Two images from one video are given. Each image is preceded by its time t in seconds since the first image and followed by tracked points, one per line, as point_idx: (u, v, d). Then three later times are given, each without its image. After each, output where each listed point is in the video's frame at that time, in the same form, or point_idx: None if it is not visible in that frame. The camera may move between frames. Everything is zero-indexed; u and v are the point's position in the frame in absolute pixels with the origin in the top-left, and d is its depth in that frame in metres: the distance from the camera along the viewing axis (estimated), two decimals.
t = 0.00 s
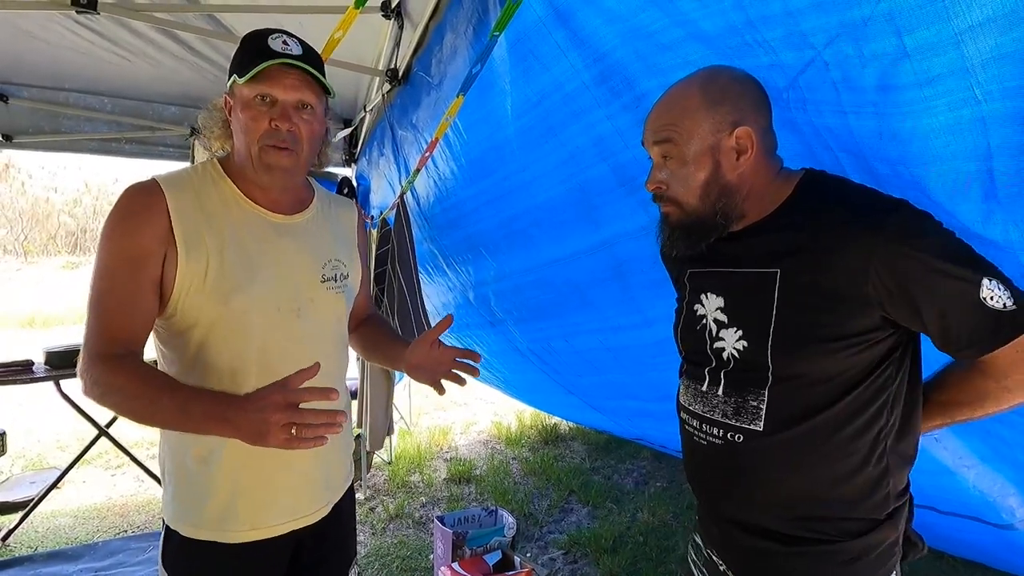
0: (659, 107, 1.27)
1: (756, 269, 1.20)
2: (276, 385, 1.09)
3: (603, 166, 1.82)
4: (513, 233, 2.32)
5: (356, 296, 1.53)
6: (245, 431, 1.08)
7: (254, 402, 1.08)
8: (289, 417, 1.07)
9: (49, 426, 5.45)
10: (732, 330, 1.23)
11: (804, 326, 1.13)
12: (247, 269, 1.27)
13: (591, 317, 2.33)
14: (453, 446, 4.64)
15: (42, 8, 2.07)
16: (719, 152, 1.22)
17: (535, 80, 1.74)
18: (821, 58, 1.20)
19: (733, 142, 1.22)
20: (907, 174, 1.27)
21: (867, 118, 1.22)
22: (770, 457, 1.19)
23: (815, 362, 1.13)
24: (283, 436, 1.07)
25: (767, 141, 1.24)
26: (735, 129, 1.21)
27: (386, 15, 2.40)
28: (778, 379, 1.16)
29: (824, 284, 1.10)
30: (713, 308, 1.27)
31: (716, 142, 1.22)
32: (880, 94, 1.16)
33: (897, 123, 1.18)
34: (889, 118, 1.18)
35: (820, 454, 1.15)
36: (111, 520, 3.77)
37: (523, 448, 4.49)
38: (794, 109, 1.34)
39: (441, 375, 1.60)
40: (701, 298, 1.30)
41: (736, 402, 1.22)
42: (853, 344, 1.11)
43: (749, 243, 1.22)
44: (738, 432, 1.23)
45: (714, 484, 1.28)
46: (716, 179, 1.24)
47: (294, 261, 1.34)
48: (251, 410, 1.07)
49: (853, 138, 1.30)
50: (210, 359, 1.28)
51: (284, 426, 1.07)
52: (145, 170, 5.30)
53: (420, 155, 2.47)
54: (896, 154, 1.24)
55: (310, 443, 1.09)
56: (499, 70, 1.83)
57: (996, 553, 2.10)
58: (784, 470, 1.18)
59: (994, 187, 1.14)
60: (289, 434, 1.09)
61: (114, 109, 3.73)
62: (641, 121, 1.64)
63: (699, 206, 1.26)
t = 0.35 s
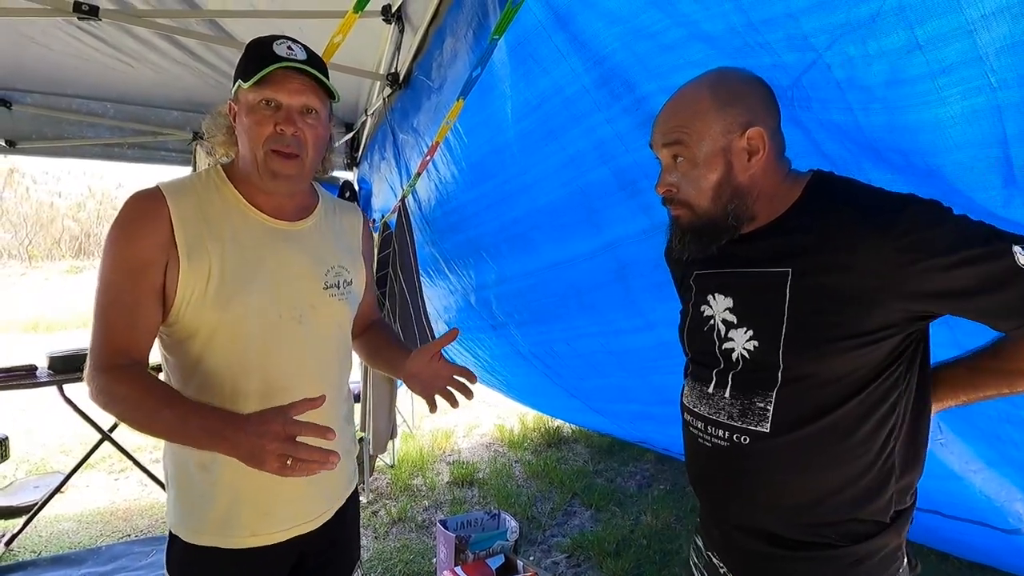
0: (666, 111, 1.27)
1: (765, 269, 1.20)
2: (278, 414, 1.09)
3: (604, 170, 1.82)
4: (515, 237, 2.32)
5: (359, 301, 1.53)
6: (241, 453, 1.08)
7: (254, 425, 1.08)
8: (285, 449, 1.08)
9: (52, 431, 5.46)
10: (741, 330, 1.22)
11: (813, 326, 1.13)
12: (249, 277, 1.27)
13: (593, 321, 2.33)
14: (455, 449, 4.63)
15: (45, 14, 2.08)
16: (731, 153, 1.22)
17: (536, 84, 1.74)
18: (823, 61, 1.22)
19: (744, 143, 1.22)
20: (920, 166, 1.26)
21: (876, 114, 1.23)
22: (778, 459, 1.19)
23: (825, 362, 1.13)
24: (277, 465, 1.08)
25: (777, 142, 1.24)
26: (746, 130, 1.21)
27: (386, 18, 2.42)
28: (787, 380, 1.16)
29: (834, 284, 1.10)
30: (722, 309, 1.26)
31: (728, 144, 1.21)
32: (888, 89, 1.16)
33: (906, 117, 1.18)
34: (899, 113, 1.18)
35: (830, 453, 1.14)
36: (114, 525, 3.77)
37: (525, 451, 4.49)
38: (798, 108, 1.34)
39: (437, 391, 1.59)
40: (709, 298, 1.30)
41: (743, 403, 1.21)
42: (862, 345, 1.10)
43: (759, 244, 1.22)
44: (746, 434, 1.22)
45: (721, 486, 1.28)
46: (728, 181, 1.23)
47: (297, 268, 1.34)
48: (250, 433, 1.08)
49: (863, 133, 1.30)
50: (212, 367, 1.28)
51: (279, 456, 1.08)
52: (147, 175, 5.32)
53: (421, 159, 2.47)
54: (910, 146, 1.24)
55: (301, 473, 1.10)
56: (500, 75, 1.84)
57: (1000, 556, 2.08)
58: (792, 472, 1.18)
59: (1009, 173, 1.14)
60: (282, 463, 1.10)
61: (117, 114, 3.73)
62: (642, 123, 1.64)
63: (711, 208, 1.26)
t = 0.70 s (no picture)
0: (677, 103, 1.26)
1: (772, 265, 1.19)
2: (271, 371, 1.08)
3: (608, 166, 1.81)
4: (517, 233, 2.32)
5: (360, 298, 1.52)
6: (240, 415, 1.07)
7: (251, 385, 1.07)
8: (283, 400, 1.06)
9: (58, 428, 5.48)
10: (746, 327, 1.22)
11: (819, 322, 1.12)
12: (250, 272, 1.27)
13: (595, 317, 2.32)
14: (459, 447, 4.64)
15: (47, 12, 2.08)
16: (742, 146, 1.21)
17: (539, 79, 1.74)
18: (839, 42, 1.19)
19: (755, 136, 1.21)
20: (924, 162, 1.26)
21: (885, 104, 1.21)
22: (782, 457, 1.18)
23: (831, 359, 1.12)
24: (278, 419, 1.06)
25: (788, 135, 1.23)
26: (757, 123, 1.20)
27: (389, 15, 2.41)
28: (792, 377, 1.15)
29: (841, 280, 1.09)
30: (727, 305, 1.26)
31: (739, 137, 1.21)
32: (898, 78, 1.15)
33: (916, 107, 1.17)
34: (907, 104, 1.17)
35: (833, 452, 1.14)
36: (118, 522, 3.78)
37: (529, 449, 4.49)
38: (809, 96, 1.33)
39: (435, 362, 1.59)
40: (715, 294, 1.29)
41: (747, 401, 1.21)
42: (868, 342, 1.10)
43: (768, 239, 1.21)
44: (750, 431, 1.21)
45: (726, 483, 1.27)
46: (739, 174, 1.22)
47: (299, 264, 1.34)
48: (247, 392, 1.07)
49: (871, 127, 1.29)
50: (213, 363, 1.27)
51: (279, 408, 1.06)
52: (151, 172, 5.33)
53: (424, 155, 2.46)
54: (915, 141, 1.23)
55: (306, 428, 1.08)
56: (502, 70, 1.83)
57: (1007, 555, 2.07)
58: (794, 470, 1.17)
59: (1013, 171, 1.12)
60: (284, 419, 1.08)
61: (119, 112, 3.74)
62: (647, 118, 1.63)
63: (721, 202, 1.24)
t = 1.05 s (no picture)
0: (682, 104, 1.26)
1: (772, 268, 1.19)
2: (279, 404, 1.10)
3: (610, 167, 1.81)
4: (519, 236, 2.32)
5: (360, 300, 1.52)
6: (241, 444, 1.08)
7: (258, 417, 1.09)
8: (288, 437, 1.07)
9: (58, 429, 5.48)
10: (746, 330, 1.22)
11: (819, 325, 1.13)
12: (251, 275, 1.28)
13: (596, 319, 2.32)
14: (459, 448, 4.63)
15: (50, 15, 2.09)
16: (743, 149, 1.21)
17: (540, 82, 1.74)
18: (842, 45, 1.19)
19: (756, 140, 1.21)
20: (921, 169, 1.26)
21: (884, 107, 1.21)
22: (782, 459, 1.18)
23: (831, 363, 1.12)
24: (278, 456, 1.07)
25: (789, 139, 1.23)
26: (759, 126, 1.21)
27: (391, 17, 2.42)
28: (792, 380, 1.16)
29: (841, 283, 1.10)
30: (728, 308, 1.26)
31: (741, 140, 1.21)
32: (899, 81, 1.15)
33: (914, 111, 1.17)
34: (907, 109, 1.18)
35: (833, 457, 1.14)
36: (119, 523, 3.79)
37: (529, 451, 4.49)
38: (809, 100, 1.34)
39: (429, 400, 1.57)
40: (716, 297, 1.29)
41: (747, 404, 1.21)
42: (869, 345, 1.10)
43: (768, 241, 1.21)
44: (750, 435, 1.21)
45: (726, 486, 1.27)
46: (741, 177, 1.23)
47: (299, 266, 1.34)
48: (252, 423, 1.08)
49: (869, 132, 1.29)
50: (213, 366, 1.28)
51: (280, 445, 1.07)
52: (153, 173, 5.34)
53: (425, 158, 2.47)
54: (912, 147, 1.23)
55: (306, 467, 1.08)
56: (503, 72, 1.84)
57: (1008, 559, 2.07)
58: (794, 474, 1.17)
59: (1006, 181, 1.13)
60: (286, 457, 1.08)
61: (121, 114, 3.75)
62: (649, 121, 1.64)
63: (724, 205, 1.25)
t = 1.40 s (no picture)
0: (682, 112, 1.27)
1: (775, 273, 1.19)
2: (271, 410, 1.10)
3: (611, 171, 1.82)
4: (519, 238, 2.33)
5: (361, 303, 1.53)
6: (236, 451, 1.08)
7: (250, 423, 1.09)
8: (282, 444, 1.08)
9: (58, 430, 5.49)
10: (748, 334, 1.22)
11: (820, 332, 1.13)
12: (252, 278, 1.28)
13: (597, 322, 2.32)
14: (459, 451, 4.64)
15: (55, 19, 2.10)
16: (744, 155, 1.22)
17: (542, 87, 1.75)
18: (841, 53, 1.20)
19: (757, 146, 1.22)
20: (921, 175, 1.27)
21: (884, 114, 1.22)
22: (784, 465, 1.18)
23: (832, 368, 1.13)
24: (275, 461, 1.08)
25: (790, 145, 1.24)
26: (761, 133, 1.21)
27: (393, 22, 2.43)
28: (794, 386, 1.16)
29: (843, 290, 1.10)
30: (730, 312, 1.26)
31: (742, 146, 1.22)
32: (898, 89, 1.16)
33: (913, 118, 1.18)
34: (907, 116, 1.18)
35: (833, 462, 1.14)
36: (119, 525, 3.79)
37: (529, 454, 4.49)
38: (810, 107, 1.34)
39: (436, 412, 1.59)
40: (717, 301, 1.30)
41: (750, 409, 1.21)
42: (869, 353, 1.10)
43: (770, 247, 1.22)
44: (752, 440, 1.22)
45: (728, 491, 1.28)
46: (743, 184, 1.23)
47: (300, 269, 1.35)
48: (246, 429, 1.08)
49: (869, 139, 1.30)
50: (216, 368, 1.29)
51: (275, 452, 1.08)
52: (154, 175, 5.35)
53: (426, 162, 2.47)
54: (912, 153, 1.24)
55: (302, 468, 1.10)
56: (505, 77, 1.85)
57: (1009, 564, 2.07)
58: (797, 479, 1.17)
59: (1007, 186, 1.13)
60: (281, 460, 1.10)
61: (125, 115, 3.78)
62: (650, 126, 1.64)
63: (725, 211, 1.25)
